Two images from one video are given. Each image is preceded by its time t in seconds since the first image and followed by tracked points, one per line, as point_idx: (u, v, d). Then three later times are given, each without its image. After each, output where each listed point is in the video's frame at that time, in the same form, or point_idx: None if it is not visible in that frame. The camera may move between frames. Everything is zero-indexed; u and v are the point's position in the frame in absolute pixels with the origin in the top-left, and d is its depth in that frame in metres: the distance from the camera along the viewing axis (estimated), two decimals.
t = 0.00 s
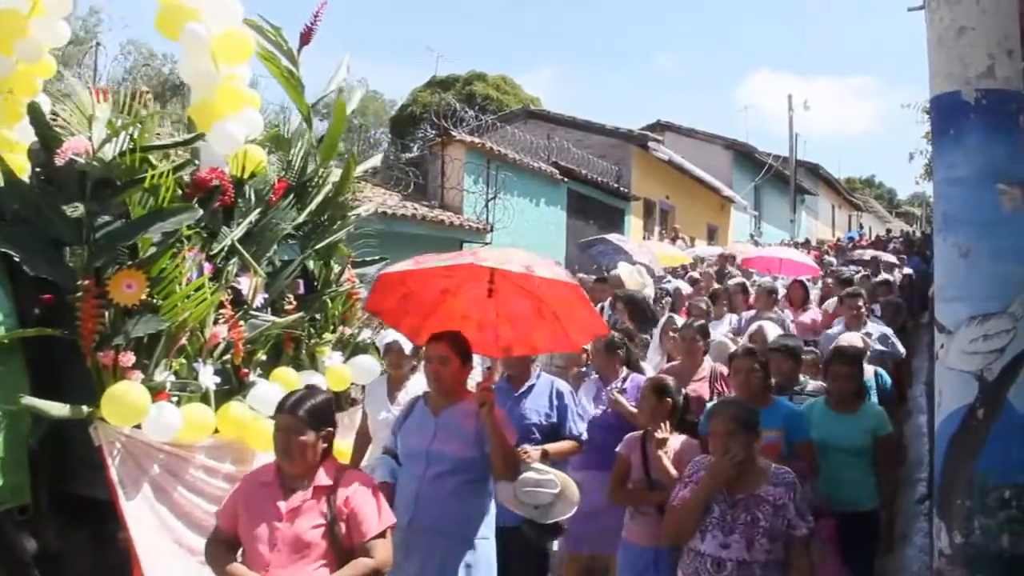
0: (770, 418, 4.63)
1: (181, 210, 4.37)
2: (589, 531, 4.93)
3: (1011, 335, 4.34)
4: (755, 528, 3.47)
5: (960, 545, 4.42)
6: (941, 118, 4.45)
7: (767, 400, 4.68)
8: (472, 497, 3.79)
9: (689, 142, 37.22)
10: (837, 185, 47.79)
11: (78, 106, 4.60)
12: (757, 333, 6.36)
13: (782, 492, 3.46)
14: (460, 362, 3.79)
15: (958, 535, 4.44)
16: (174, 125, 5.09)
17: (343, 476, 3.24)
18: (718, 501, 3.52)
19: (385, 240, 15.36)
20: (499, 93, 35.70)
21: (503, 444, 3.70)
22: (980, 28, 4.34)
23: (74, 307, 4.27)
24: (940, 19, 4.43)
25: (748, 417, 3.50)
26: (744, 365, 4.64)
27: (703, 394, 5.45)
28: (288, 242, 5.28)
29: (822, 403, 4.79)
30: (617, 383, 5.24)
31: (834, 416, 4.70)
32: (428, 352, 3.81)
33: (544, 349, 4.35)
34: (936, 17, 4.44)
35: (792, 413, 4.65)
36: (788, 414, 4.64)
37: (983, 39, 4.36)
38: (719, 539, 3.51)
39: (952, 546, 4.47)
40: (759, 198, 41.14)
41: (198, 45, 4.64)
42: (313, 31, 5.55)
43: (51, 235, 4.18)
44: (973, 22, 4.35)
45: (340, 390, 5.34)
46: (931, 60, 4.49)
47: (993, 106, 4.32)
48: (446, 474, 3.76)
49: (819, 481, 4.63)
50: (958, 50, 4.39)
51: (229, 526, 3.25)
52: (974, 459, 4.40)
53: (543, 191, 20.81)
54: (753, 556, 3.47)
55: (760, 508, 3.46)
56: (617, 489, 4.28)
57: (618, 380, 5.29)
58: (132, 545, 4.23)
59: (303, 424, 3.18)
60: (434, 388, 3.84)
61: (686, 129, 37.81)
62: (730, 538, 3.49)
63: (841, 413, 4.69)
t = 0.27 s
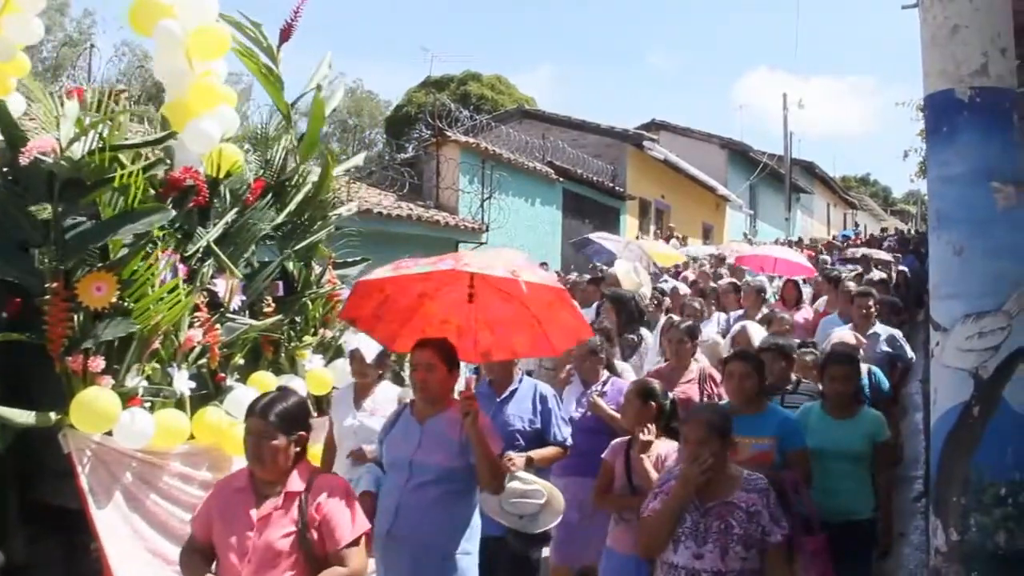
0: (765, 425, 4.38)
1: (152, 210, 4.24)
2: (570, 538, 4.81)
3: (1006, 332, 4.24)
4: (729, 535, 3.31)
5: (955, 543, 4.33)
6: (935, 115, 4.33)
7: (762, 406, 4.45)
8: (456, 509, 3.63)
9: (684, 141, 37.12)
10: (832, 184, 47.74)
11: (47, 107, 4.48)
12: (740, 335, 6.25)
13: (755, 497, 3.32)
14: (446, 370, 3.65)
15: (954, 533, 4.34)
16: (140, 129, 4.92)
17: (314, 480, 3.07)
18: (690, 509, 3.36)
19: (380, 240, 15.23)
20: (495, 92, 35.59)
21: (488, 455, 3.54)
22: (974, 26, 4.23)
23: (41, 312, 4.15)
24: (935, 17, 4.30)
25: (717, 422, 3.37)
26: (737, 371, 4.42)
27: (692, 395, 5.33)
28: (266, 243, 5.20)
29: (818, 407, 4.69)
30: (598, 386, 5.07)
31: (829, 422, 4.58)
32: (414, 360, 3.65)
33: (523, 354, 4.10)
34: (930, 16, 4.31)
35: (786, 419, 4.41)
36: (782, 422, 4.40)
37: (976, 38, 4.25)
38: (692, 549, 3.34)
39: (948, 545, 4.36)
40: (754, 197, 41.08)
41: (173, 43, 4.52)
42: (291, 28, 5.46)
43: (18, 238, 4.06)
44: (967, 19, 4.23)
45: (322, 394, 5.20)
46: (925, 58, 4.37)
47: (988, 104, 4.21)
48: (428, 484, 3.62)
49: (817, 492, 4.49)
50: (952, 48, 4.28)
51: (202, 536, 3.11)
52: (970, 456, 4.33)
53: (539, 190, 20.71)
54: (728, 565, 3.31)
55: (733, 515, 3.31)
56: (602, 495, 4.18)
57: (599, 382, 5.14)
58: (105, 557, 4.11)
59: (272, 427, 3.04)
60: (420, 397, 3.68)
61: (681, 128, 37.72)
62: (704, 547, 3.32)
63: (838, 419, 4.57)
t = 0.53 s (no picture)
0: (768, 430, 4.23)
1: (129, 210, 4.12)
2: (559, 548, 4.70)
3: (1009, 331, 4.11)
4: (699, 538, 3.16)
5: (959, 543, 4.18)
6: (937, 114, 4.22)
7: (768, 412, 4.31)
8: (441, 521, 3.49)
9: (686, 140, 36.98)
10: (834, 183, 47.59)
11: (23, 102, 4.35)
12: (737, 336, 6.12)
13: (726, 498, 3.16)
14: (436, 375, 3.56)
15: (958, 533, 4.19)
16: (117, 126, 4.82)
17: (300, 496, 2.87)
18: (660, 514, 3.21)
19: (381, 240, 15.11)
20: (497, 93, 35.52)
21: (476, 464, 3.38)
22: (976, 23, 4.12)
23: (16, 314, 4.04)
24: (937, 15, 4.19)
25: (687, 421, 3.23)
26: (742, 374, 4.28)
27: (679, 397, 5.20)
28: (251, 243, 5.12)
29: (828, 413, 4.58)
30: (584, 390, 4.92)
31: (837, 431, 4.47)
32: (405, 364, 3.58)
33: (524, 361, 3.97)
34: (932, 14, 4.20)
35: (794, 424, 4.27)
36: (788, 428, 4.23)
37: (978, 36, 4.14)
38: (664, 555, 3.20)
39: (952, 545, 4.22)
40: (757, 196, 40.95)
41: (153, 39, 4.42)
42: (277, 25, 5.40)
43: None
44: (968, 16, 4.12)
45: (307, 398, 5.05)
46: (927, 56, 4.26)
47: (991, 103, 4.10)
48: (413, 493, 3.48)
49: (823, 498, 4.39)
50: (953, 47, 4.18)
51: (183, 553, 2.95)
52: (976, 453, 4.14)
53: (540, 190, 20.61)
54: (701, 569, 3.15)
55: (703, 517, 3.16)
56: (595, 497, 4.07)
57: (584, 384, 4.99)
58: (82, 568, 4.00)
59: (256, 437, 2.89)
60: (411, 402, 3.58)
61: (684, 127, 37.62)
62: (676, 553, 3.17)
63: (845, 426, 4.48)
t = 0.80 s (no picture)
0: (768, 434, 4.09)
1: (107, 209, 3.99)
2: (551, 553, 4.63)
3: (1012, 330, 3.99)
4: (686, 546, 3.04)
5: (961, 542, 4.07)
6: (939, 113, 4.10)
7: (769, 413, 4.16)
8: (427, 526, 3.38)
9: (688, 139, 36.83)
10: (836, 182, 47.42)
11: None
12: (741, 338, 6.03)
13: (715, 504, 3.06)
14: (421, 375, 3.44)
15: (961, 532, 4.08)
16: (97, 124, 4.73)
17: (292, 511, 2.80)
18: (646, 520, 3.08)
19: (384, 239, 14.99)
20: (499, 92, 35.41)
21: (461, 468, 3.28)
22: (979, 21, 3.99)
23: None
24: (938, 14, 4.06)
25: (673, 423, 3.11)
26: (741, 374, 4.12)
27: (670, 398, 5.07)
28: (237, 243, 4.98)
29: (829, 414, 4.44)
30: (578, 395, 4.79)
31: (834, 432, 4.34)
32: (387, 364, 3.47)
33: (523, 360, 3.84)
34: (933, 13, 4.07)
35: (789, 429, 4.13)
36: (790, 430, 4.11)
37: (981, 34, 4.01)
38: (651, 563, 3.07)
39: (955, 544, 4.10)
40: (759, 195, 40.83)
41: (135, 33, 4.34)
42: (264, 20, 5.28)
43: None
44: (971, 15, 3.99)
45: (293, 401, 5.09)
46: (929, 55, 4.14)
47: (994, 102, 3.97)
48: (398, 499, 3.37)
49: (822, 502, 4.27)
50: (955, 46, 4.05)
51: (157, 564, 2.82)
52: (976, 451, 4.03)
53: (542, 189, 20.49)
54: None
55: (692, 524, 3.04)
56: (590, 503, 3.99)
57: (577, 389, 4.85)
58: None
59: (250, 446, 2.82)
60: (393, 402, 3.46)
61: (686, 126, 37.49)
62: (662, 560, 3.05)
63: (845, 429, 4.33)
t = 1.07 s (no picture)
0: (767, 439, 3.94)
1: (87, 208, 3.94)
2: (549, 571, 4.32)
3: (1017, 328, 3.87)
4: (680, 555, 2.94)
5: (967, 540, 3.94)
6: (943, 111, 3.99)
7: (770, 417, 4.02)
8: (405, 535, 3.26)
9: (693, 138, 36.72)
10: (841, 180, 47.24)
11: None
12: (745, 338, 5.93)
13: (719, 518, 2.94)
14: (395, 381, 3.32)
15: (966, 530, 3.96)
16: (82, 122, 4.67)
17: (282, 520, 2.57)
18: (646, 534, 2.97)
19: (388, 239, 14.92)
20: (503, 91, 35.34)
21: (441, 474, 3.17)
22: (985, 18, 3.87)
23: None
24: (943, 11, 3.96)
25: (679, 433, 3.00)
26: (743, 377, 3.99)
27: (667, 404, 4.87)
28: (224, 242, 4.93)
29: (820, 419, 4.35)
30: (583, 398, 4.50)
31: (825, 440, 4.23)
32: (362, 368, 3.36)
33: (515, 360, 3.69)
34: (938, 10, 3.97)
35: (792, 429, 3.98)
36: (791, 433, 3.96)
37: (986, 31, 3.89)
38: None
39: (960, 543, 3.98)
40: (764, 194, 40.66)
41: (117, 28, 4.29)
42: (252, 16, 5.20)
43: None
44: (976, 11, 3.88)
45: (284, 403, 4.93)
46: (934, 52, 4.02)
47: (1000, 99, 3.85)
48: (375, 507, 3.26)
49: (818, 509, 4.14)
50: (960, 43, 3.94)
51: None
52: (981, 450, 3.91)
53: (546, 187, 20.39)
54: None
55: (693, 537, 2.92)
56: (585, 515, 3.84)
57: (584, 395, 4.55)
58: None
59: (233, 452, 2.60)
60: (369, 408, 3.35)
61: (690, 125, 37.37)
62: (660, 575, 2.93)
63: (834, 434, 4.25)
